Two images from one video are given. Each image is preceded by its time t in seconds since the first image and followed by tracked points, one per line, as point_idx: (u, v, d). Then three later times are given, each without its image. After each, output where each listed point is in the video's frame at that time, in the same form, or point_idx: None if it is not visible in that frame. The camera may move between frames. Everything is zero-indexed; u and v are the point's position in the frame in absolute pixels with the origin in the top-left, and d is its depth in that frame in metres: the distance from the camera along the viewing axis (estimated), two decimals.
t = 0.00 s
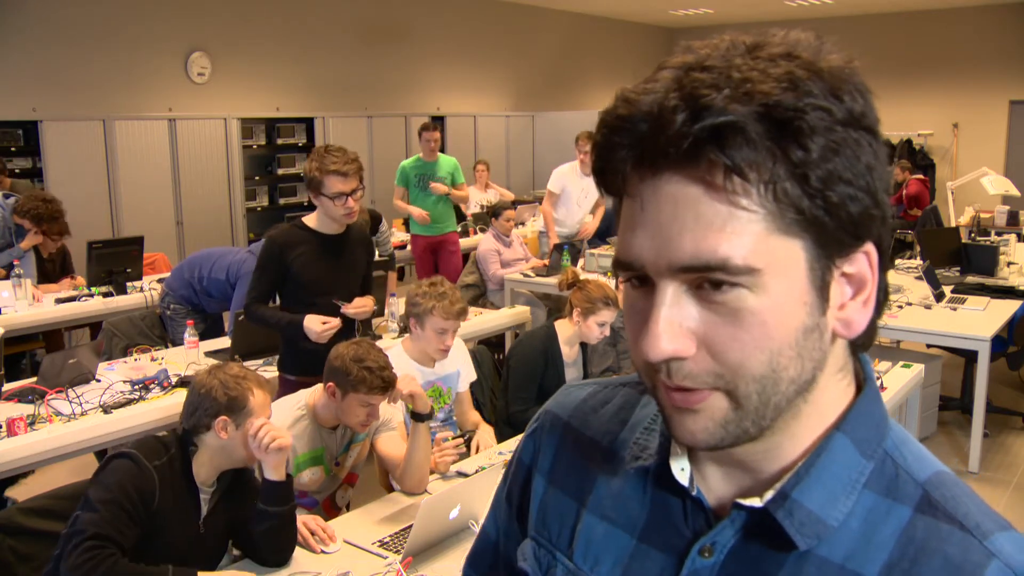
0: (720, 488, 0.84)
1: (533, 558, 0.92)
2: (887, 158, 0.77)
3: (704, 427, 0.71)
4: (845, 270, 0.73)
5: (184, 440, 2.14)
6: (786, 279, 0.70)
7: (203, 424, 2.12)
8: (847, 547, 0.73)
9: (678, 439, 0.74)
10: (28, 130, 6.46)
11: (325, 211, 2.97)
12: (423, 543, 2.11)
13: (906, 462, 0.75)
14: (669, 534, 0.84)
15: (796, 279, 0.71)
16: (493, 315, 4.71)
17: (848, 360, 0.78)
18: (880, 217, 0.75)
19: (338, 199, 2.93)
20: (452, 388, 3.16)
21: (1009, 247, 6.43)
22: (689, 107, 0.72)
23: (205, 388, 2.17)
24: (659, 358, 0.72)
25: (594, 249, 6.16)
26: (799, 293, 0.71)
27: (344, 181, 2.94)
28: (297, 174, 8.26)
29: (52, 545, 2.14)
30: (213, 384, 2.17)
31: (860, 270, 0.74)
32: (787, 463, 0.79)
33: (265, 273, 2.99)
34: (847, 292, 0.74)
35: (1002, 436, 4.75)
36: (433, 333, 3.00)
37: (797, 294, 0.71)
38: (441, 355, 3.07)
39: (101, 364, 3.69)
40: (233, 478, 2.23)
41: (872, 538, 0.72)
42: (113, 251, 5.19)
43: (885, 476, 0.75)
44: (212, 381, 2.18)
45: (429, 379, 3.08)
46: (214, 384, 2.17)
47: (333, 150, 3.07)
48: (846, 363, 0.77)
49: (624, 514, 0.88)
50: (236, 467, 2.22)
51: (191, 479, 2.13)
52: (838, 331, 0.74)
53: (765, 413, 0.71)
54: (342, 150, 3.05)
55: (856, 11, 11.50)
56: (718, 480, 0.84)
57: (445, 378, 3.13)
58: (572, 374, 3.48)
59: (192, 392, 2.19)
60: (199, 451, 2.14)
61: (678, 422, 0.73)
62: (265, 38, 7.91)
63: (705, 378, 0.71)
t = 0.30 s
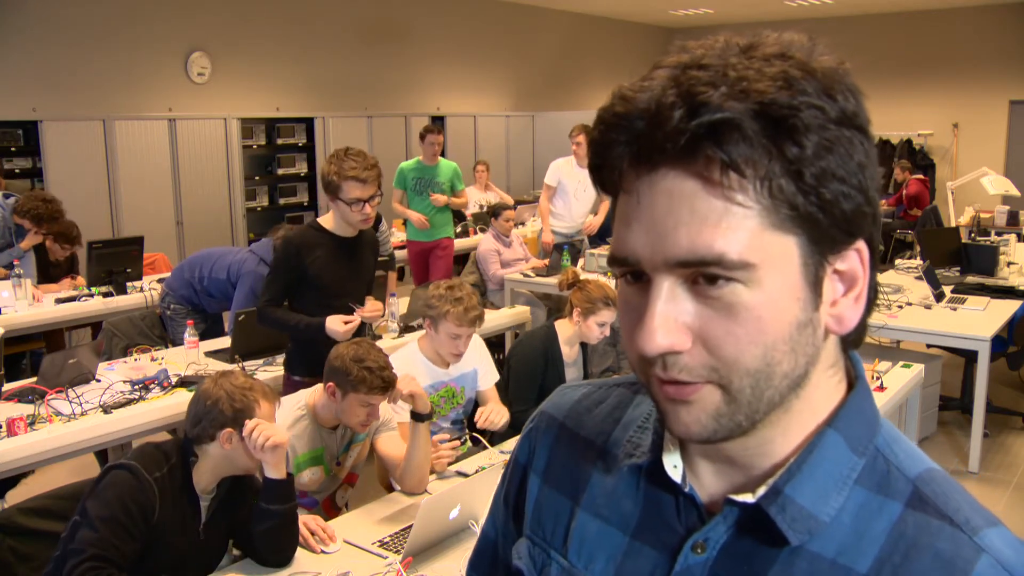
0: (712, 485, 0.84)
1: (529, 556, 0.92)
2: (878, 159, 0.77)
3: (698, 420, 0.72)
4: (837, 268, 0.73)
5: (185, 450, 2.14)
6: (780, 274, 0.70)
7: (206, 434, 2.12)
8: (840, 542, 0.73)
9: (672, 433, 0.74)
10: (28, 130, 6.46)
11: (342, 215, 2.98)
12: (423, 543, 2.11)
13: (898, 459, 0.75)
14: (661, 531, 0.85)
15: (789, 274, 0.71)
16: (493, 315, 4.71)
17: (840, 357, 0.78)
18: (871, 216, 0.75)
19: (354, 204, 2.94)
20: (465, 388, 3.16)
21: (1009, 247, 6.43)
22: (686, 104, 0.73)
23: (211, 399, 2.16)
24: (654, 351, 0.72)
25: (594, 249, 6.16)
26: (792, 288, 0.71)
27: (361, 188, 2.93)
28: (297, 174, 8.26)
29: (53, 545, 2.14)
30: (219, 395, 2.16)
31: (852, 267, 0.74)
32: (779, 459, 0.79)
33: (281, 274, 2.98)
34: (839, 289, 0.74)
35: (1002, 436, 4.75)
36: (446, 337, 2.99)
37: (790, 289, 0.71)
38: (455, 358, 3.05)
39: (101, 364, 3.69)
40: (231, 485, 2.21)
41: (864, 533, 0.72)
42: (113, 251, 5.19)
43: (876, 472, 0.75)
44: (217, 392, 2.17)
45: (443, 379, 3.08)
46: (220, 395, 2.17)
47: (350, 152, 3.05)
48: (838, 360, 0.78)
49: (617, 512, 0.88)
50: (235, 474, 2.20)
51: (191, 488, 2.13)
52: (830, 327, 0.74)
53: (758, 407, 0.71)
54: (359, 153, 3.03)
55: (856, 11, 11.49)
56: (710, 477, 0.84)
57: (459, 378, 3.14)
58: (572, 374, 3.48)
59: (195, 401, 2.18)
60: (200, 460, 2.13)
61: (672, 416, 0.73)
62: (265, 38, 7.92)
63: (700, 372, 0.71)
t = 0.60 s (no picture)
0: (712, 482, 0.84)
1: (532, 552, 0.92)
2: (875, 156, 0.77)
3: (695, 417, 0.72)
4: (833, 265, 0.73)
5: (184, 453, 2.13)
6: (775, 270, 0.70)
7: (210, 443, 2.11)
8: (838, 539, 0.73)
9: (670, 431, 0.74)
10: (29, 130, 6.46)
11: (347, 229, 2.94)
12: (423, 543, 2.11)
13: (896, 456, 0.75)
14: (662, 528, 0.85)
15: (785, 272, 0.71)
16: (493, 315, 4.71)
17: (837, 354, 0.78)
18: (868, 212, 0.75)
19: (360, 220, 2.90)
20: (476, 388, 3.13)
21: (1008, 247, 6.43)
22: (681, 103, 0.73)
23: (214, 408, 2.13)
24: (652, 349, 0.72)
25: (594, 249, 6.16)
26: (787, 286, 0.71)
27: (368, 205, 2.89)
28: (297, 174, 8.26)
29: (52, 545, 2.14)
30: (221, 405, 2.13)
31: (849, 264, 0.74)
32: (777, 456, 0.79)
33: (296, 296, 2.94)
34: (836, 286, 0.74)
35: (1002, 436, 4.75)
36: (454, 341, 2.98)
37: (786, 286, 0.71)
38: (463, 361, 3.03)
39: (101, 364, 3.69)
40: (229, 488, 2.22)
41: (862, 529, 0.72)
42: (113, 251, 5.19)
43: (874, 470, 0.75)
44: (219, 401, 2.15)
45: (452, 381, 3.05)
46: (222, 404, 2.14)
47: (352, 163, 2.99)
48: (835, 357, 0.78)
49: (618, 508, 0.88)
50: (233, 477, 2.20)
51: (190, 491, 2.13)
52: (826, 324, 0.74)
53: (755, 404, 0.71)
54: (363, 165, 2.98)
55: (856, 11, 11.49)
56: (710, 474, 0.84)
57: (470, 379, 3.11)
58: (572, 374, 3.48)
59: (196, 408, 2.15)
60: (199, 465, 2.13)
61: (670, 414, 0.73)
62: (265, 38, 7.92)
63: (696, 369, 0.71)
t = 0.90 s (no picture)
0: (716, 482, 0.84)
1: (534, 550, 0.92)
2: (874, 157, 0.77)
3: (700, 422, 0.71)
4: (835, 267, 0.74)
5: (184, 456, 2.13)
6: (778, 274, 0.70)
7: (210, 448, 2.10)
8: (842, 538, 0.73)
9: (674, 435, 0.74)
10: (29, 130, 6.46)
11: (355, 253, 2.94)
12: (423, 543, 2.11)
13: (898, 455, 0.75)
14: (666, 527, 0.85)
15: (788, 276, 0.71)
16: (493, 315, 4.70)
17: (838, 354, 0.78)
18: (869, 214, 0.75)
19: (370, 248, 2.91)
20: (484, 391, 3.12)
21: (1009, 247, 6.43)
22: (683, 108, 0.72)
23: (214, 413, 2.13)
24: (656, 354, 0.72)
25: (594, 249, 6.16)
26: (790, 289, 0.71)
27: (377, 232, 2.86)
28: (297, 174, 8.26)
29: (52, 545, 2.13)
30: (222, 410, 2.14)
31: (851, 266, 0.74)
32: (781, 456, 0.79)
33: (307, 317, 2.94)
34: (838, 288, 0.74)
35: (1002, 436, 4.75)
36: (467, 350, 2.95)
37: (788, 290, 0.71)
38: (475, 369, 3.01)
39: (101, 364, 3.69)
40: (227, 491, 2.22)
41: (866, 529, 0.72)
42: (113, 251, 5.19)
43: (877, 470, 0.75)
44: (220, 406, 2.15)
45: (462, 388, 3.04)
46: (224, 410, 2.14)
47: (359, 183, 2.90)
48: (837, 358, 0.78)
49: (623, 507, 0.88)
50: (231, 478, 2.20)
51: (190, 493, 2.13)
52: (828, 326, 0.74)
53: (759, 408, 0.71)
54: (370, 188, 2.89)
55: (856, 11, 11.49)
56: (714, 474, 0.84)
57: (478, 383, 3.09)
58: (572, 374, 3.48)
59: (197, 412, 2.15)
60: (200, 468, 2.13)
61: (674, 418, 0.73)
62: (265, 38, 7.92)
63: (700, 374, 0.71)
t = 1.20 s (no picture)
0: (719, 480, 0.84)
1: (534, 551, 0.92)
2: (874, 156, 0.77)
3: (704, 424, 0.72)
4: (836, 267, 0.74)
5: (184, 457, 2.13)
6: (783, 276, 0.71)
7: (210, 450, 2.10)
8: (847, 532, 0.73)
9: (679, 437, 0.74)
10: (29, 130, 6.45)
11: (356, 258, 2.95)
12: (423, 543, 2.11)
13: (899, 450, 0.75)
14: (670, 526, 0.85)
15: (791, 277, 0.71)
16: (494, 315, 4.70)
17: (838, 353, 0.78)
18: (869, 212, 0.75)
19: (373, 254, 2.92)
20: (491, 394, 3.12)
21: (1009, 247, 6.43)
22: (685, 112, 0.72)
23: (214, 416, 2.13)
24: (659, 356, 0.71)
25: (594, 249, 6.16)
26: (792, 290, 0.71)
27: (378, 238, 2.86)
28: (297, 174, 8.26)
29: (52, 545, 2.13)
30: (222, 413, 2.13)
31: (851, 266, 0.74)
32: (784, 453, 0.78)
33: (309, 320, 2.94)
34: (838, 288, 0.74)
35: (1002, 436, 4.75)
36: (483, 358, 2.94)
37: (790, 291, 0.71)
38: (487, 377, 3.00)
39: (101, 364, 3.69)
40: (227, 492, 2.22)
41: (869, 524, 0.72)
42: (113, 251, 5.19)
43: (878, 464, 0.75)
44: (220, 409, 2.14)
45: (472, 392, 3.03)
46: (223, 413, 2.14)
47: (360, 188, 2.89)
48: (837, 357, 0.78)
49: (625, 507, 0.88)
50: (230, 479, 2.20)
51: (190, 493, 2.13)
52: (830, 326, 0.74)
53: (762, 408, 0.72)
54: (372, 194, 2.89)
55: (856, 11, 11.49)
56: (716, 471, 0.84)
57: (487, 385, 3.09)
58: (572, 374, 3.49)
59: (197, 414, 2.15)
60: (200, 469, 2.13)
61: (678, 420, 0.73)
62: (265, 39, 7.91)
63: (703, 376, 0.71)
